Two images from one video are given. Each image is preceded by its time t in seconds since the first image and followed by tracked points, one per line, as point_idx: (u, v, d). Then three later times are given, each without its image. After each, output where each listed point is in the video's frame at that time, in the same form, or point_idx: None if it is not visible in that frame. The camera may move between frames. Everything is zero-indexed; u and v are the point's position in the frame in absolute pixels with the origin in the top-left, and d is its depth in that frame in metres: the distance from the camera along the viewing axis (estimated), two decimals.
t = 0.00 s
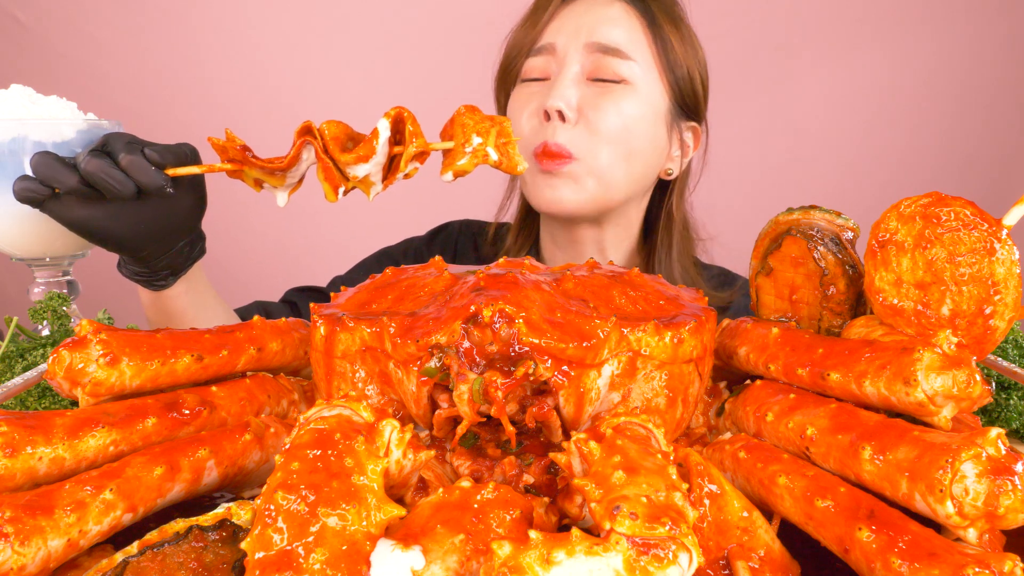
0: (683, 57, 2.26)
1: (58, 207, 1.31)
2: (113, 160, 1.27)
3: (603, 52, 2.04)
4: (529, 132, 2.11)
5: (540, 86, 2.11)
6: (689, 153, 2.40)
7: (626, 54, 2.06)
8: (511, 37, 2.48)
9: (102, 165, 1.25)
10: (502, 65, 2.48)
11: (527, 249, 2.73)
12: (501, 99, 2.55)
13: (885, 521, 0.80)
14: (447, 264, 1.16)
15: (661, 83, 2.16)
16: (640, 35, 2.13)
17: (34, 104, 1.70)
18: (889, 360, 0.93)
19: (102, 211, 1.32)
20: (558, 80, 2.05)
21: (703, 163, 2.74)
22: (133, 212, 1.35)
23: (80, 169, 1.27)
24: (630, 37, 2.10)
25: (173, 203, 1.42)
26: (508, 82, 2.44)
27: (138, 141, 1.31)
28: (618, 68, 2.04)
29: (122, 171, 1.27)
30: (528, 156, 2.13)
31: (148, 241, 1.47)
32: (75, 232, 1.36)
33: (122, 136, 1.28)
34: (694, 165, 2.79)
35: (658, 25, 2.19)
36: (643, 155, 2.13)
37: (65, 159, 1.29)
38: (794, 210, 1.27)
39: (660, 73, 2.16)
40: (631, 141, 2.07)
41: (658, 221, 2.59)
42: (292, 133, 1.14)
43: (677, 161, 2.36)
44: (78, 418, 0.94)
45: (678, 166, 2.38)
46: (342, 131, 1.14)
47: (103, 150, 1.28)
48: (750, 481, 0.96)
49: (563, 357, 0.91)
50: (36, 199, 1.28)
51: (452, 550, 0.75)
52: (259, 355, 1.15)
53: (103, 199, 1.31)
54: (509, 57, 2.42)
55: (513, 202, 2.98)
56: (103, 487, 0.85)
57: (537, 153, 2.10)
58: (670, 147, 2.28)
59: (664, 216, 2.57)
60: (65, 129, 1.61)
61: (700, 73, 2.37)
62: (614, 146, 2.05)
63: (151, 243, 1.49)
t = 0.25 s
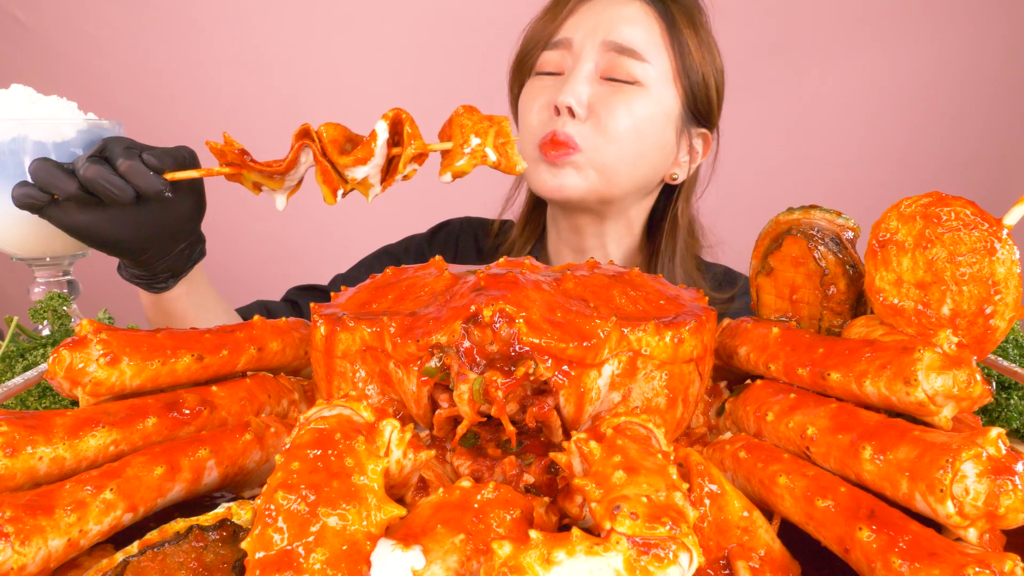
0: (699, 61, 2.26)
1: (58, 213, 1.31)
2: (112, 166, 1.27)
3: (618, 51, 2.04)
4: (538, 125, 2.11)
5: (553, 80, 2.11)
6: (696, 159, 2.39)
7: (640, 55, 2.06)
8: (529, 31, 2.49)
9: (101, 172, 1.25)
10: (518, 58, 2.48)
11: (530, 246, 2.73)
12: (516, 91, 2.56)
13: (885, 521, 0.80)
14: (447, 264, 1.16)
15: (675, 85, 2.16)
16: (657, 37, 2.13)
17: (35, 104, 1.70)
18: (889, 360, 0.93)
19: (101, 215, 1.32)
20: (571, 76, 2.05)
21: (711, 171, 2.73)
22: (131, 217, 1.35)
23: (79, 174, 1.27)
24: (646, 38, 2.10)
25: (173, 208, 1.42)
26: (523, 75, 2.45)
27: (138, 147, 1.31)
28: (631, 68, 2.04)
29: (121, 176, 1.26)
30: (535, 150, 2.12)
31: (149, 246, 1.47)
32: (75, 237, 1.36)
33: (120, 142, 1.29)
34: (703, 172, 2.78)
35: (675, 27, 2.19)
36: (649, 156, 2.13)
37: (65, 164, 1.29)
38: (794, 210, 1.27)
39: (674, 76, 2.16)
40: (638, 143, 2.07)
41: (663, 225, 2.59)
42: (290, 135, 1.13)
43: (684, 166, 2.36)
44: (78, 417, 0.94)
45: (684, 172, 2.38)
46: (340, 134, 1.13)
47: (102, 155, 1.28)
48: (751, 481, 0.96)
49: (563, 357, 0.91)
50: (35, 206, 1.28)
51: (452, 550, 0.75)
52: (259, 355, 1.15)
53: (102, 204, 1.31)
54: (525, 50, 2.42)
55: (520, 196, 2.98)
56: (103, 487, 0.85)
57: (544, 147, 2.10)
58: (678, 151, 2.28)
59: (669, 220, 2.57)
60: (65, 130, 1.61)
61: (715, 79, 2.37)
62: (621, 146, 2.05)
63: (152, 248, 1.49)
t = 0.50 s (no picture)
0: (692, 51, 2.27)
1: (60, 218, 1.31)
2: (111, 170, 1.27)
3: (616, 48, 2.04)
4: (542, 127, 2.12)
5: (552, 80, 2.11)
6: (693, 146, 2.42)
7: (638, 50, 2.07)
8: (521, 29, 2.46)
9: (101, 177, 1.25)
10: (512, 58, 2.47)
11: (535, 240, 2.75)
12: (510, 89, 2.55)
13: (885, 521, 0.80)
14: (447, 264, 1.16)
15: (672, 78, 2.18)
16: (652, 31, 2.14)
17: (35, 104, 1.70)
18: (889, 360, 0.93)
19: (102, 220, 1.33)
20: (571, 76, 2.05)
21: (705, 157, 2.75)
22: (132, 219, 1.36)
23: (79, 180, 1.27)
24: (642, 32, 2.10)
25: (173, 209, 1.42)
26: (518, 76, 2.44)
27: (136, 149, 1.30)
28: (631, 65, 2.05)
29: (120, 181, 1.26)
30: (542, 152, 2.14)
31: (152, 246, 1.48)
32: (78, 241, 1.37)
33: (119, 145, 1.27)
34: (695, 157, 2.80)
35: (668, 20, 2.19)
36: (653, 150, 2.16)
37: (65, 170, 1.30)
38: (794, 210, 1.27)
39: (671, 68, 2.17)
40: (643, 137, 2.10)
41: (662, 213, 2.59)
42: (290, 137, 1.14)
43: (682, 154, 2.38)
44: (78, 417, 0.94)
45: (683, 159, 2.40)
46: (340, 134, 1.13)
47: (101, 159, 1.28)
48: (751, 481, 0.96)
49: (563, 357, 0.91)
50: (38, 211, 1.29)
51: (452, 550, 0.75)
52: (259, 355, 1.15)
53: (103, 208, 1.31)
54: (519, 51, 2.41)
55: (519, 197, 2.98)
56: (103, 487, 0.85)
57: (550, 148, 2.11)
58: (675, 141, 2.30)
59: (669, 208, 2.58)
60: (65, 129, 1.61)
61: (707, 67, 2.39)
62: (627, 142, 2.08)
63: (155, 249, 1.49)
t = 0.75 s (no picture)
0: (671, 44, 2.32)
1: (79, 212, 1.31)
2: (129, 168, 1.28)
3: (608, 46, 2.07)
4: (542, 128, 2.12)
5: (547, 82, 2.11)
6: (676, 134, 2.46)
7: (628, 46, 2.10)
8: (505, 34, 2.45)
9: (117, 173, 1.25)
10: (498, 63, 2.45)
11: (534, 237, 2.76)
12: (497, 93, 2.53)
13: (885, 521, 0.80)
14: (447, 264, 1.16)
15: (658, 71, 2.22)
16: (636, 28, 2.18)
17: (35, 104, 1.70)
18: (889, 360, 0.93)
19: (119, 216, 1.32)
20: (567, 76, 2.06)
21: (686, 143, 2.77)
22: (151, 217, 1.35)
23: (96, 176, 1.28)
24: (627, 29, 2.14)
25: (187, 209, 1.42)
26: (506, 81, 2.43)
27: (154, 148, 1.31)
28: (624, 61, 2.07)
29: (136, 179, 1.26)
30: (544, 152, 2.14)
31: (167, 245, 1.48)
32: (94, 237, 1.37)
33: (138, 145, 1.30)
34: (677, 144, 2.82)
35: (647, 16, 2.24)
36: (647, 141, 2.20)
37: (83, 165, 1.31)
38: (794, 210, 1.27)
39: (657, 60, 2.22)
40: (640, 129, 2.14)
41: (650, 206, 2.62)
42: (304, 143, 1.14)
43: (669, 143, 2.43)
44: (78, 417, 0.93)
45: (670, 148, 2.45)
46: (355, 143, 1.14)
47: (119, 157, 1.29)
48: (750, 481, 0.96)
49: (563, 357, 0.91)
50: (57, 204, 1.29)
51: (452, 550, 0.75)
52: (259, 355, 1.15)
53: (119, 205, 1.32)
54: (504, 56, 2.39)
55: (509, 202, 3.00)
56: (103, 487, 0.85)
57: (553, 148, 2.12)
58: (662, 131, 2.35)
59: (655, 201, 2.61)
60: (65, 130, 1.61)
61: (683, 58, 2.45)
62: (626, 135, 2.11)
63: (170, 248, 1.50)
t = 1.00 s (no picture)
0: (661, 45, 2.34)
1: (74, 210, 1.32)
2: (124, 168, 1.28)
3: (599, 43, 2.08)
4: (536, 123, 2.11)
5: (540, 78, 2.11)
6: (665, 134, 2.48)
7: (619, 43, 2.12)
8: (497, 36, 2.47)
9: (113, 173, 1.26)
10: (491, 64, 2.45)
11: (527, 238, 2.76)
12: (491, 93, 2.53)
13: (885, 521, 0.80)
14: (446, 264, 1.16)
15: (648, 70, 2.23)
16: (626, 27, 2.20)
17: (35, 104, 1.70)
18: (889, 360, 0.93)
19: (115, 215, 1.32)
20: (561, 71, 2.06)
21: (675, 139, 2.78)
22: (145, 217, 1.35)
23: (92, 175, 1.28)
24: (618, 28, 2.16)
25: (185, 211, 1.41)
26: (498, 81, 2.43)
27: (151, 150, 1.32)
28: (615, 57, 2.08)
29: (132, 179, 1.27)
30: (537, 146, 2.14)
31: (163, 246, 1.48)
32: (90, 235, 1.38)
33: (134, 145, 1.30)
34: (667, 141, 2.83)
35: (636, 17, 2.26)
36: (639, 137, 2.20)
37: (81, 165, 1.32)
38: (794, 210, 1.28)
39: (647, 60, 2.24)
40: (632, 124, 2.14)
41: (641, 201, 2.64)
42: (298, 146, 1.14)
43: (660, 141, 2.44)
44: (78, 417, 0.94)
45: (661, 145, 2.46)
46: (349, 148, 1.14)
47: (116, 158, 1.29)
48: (751, 481, 0.96)
49: (563, 357, 0.91)
50: (54, 203, 1.29)
51: (452, 550, 0.75)
52: (259, 355, 1.15)
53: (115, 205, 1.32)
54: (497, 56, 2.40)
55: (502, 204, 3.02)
56: (103, 487, 0.85)
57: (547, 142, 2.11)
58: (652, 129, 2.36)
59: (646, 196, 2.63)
60: (65, 130, 1.61)
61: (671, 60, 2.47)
62: (618, 128, 2.11)
63: (166, 249, 1.50)
